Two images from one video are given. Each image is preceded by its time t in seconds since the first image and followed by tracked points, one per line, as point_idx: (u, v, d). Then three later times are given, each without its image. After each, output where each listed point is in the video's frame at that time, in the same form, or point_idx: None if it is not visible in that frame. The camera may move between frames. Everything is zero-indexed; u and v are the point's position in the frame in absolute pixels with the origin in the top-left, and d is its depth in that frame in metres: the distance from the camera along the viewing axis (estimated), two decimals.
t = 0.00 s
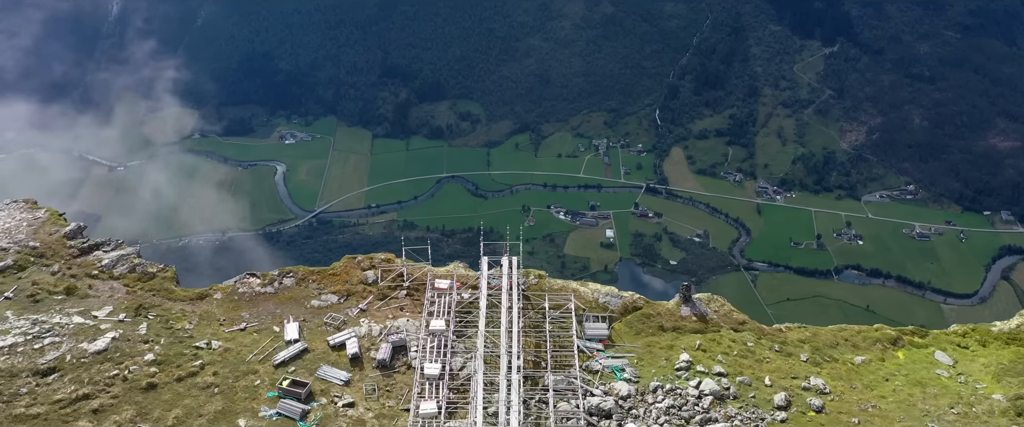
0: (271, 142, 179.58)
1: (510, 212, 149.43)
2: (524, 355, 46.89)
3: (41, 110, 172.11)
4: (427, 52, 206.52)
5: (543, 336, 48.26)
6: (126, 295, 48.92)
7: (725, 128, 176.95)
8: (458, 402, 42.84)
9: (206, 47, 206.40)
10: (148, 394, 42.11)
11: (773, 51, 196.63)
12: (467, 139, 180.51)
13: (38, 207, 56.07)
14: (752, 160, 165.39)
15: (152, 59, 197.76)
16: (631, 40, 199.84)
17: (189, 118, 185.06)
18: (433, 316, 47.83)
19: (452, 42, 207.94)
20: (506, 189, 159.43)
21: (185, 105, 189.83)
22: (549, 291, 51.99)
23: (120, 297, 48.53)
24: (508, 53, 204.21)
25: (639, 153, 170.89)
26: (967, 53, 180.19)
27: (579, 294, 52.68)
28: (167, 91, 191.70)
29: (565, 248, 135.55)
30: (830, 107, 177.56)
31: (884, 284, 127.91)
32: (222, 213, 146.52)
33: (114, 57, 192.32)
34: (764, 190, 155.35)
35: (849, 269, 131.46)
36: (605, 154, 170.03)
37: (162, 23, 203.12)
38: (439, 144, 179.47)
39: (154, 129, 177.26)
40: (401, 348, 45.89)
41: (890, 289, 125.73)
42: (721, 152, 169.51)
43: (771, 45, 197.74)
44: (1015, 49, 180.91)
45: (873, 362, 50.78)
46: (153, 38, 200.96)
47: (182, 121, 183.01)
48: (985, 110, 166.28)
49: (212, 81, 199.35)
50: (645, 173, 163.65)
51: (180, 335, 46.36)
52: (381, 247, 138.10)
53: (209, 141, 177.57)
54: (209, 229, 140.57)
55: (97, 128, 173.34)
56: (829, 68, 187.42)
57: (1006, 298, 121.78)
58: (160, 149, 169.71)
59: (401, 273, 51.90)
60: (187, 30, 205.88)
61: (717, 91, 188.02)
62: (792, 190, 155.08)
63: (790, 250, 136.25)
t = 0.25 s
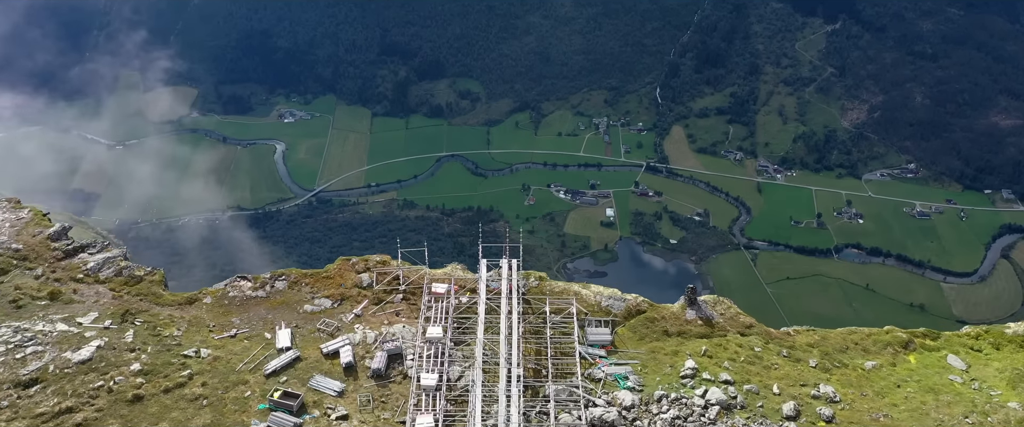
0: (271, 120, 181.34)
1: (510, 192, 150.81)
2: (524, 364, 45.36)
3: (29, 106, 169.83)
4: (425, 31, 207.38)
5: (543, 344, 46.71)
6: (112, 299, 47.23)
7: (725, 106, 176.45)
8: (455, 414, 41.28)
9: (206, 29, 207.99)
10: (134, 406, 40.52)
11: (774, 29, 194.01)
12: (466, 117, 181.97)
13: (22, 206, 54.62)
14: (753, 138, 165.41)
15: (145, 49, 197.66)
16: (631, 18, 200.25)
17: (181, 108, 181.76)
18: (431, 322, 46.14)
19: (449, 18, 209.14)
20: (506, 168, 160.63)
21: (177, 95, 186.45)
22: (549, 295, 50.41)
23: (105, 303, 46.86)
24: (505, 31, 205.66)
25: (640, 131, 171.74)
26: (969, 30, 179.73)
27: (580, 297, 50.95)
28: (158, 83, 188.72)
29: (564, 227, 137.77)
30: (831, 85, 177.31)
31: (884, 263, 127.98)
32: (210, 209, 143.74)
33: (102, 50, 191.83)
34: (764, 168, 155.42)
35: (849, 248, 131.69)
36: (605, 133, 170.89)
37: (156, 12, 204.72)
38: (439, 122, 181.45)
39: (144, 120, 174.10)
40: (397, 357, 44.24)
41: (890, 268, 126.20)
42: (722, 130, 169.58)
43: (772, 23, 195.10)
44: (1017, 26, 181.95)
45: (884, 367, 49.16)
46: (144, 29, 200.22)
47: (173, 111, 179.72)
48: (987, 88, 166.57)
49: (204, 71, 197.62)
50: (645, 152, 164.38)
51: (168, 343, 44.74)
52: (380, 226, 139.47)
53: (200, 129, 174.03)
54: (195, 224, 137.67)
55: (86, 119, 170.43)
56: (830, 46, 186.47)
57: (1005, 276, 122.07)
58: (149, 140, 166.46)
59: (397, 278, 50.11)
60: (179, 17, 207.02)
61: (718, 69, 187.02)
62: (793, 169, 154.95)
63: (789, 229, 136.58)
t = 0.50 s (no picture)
0: (269, 97, 182.82)
1: (511, 170, 153.19)
2: (524, 375, 43.88)
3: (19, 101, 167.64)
4: (425, 8, 207.13)
5: (544, 354, 45.18)
6: (97, 306, 45.57)
7: (726, 84, 179.08)
8: None
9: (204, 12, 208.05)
10: (118, 422, 38.83)
11: (775, 7, 194.37)
12: (466, 96, 184.64)
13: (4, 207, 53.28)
14: (754, 117, 167.16)
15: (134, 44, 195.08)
16: None
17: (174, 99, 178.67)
18: (428, 331, 44.51)
19: None
20: (506, 146, 162.89)
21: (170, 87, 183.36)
22: (550, 300, 48.91)
23: (90, 309, 45.20)
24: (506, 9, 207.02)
25: (640, 110, 174.29)
26: (969, 6, 176.56)
27: (583, 301, 49.43)
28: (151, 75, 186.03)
29: (565, 206, 139.61)
30: (833, 63, 177.13)
31: (884, 242, 129.13)
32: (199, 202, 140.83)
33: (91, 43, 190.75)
34: (765, 148, 156.74)
35: (849, 227, 132.79)
36: (605, 111, 173.60)
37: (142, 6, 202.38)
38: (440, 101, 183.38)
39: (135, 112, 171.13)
40: (393, 367, 42.67)
41: (890, 247, 127.36)
42: (723, 109, 171.76)
43: None
44: None
45: (895, 375, 47.62)
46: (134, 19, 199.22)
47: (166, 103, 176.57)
48: (989, 66, 164.96)
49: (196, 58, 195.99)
50: (645, 130, 166.80)
51: (154, 353, 43.09)
52: (380, 205, 141.53)
53: (192, 117, 170.54)
54: (184, 216, 134.84)
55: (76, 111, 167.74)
56: (832, 23, 184.97)
57: (1005, 256, 123.17)
58: (140, 129, 163.37)
59: (394, 282, 48.44)
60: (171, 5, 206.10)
61: (719, 48, 189.36)
62: (794, 148, 156.16)
63: (790, 208, 137.63)
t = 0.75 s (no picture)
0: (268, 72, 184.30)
1: (510, 144, 154.30)
2: (525, 383, 42.45)
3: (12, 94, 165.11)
4: None
5: (546, 360, 43.73)
6: (82, 311, 44.07)
7: (728, 57, 177.66)
8: None
9: None
10: None
11: None
12: (465, 69, 184.63)
13: None
14: (755, 90, 166.99)
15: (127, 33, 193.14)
16: None
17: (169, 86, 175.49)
18: (425, 337, 42.97)
19: None
20: (506, 120, 164.33)
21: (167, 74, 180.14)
22: (551, 303, 47.49)
23: (76, 315, 43.70)
24: None
25: (641, 83, 174.50)
26: None
27: (584, 303, 48.00)
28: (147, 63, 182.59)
29: (564, 181, 141.13)
30: (835, 36, 175.82)
31: (885, 216, 129.35)
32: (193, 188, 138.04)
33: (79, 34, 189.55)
34: (766, 121, 157.69)
35: (850, 200, 133.11)
36: (605, 84, 174.21)
37: None
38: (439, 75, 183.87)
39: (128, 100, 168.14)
40: (389, 375, 41.23)
41: (890, 220, 127.72)
42: (724, 81, 171.62)
43: None
44: None
45: (907, 379, 46.15)
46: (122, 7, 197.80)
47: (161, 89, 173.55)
48: (993, 39, 163.73)
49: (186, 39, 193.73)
50: (645, 103, 167.54)
51: (141, 361, 41.60)
52: (379, 180, 143.32)
53: (192, 91, 173.44)
54: (175, 202, 132.06)
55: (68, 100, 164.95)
56: None
57: (1005, 228, 124.35)
58: (133, 115, 161.22)
59: (390, 285, 46.91)
60: None
61: (721, 21, 186.42)
62: (795, 121, 157.08)
63: (790, 181, 138.39)
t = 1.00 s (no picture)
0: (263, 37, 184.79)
1: (510, 113, 158.81)
2: (525, 386, 41.18)
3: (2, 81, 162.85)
4: None
5: (547, 361, 42.40)
6: (66, 313, 42.54)
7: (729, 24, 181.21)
8: None
9: None
10: None
11: None
12: (465, 37, 185.02)
13: None
14: (757, 58, 171.73)
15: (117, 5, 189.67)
16: None
17: (164, 71, 171.30)
18: (422, 340, 41.45)
19: None
20: (506, 88, 167.89)
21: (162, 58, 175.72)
22: (552, 302, 46.13)
23: (59, 316, 42.18)
24: None
25: (642, 51, 177.88)
26: None
27: (587, 301, 46.59)
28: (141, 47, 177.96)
29: (565, 149, 145.77)
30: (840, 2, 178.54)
31: (885, 185, 134.36)
32: (188, 176, 135.67)
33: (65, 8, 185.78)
34: (767, 89, 162.60)
35: (850, 170, 137.98)
36: (605, 53, 177.24)
37: None
38: (439, 41, 184.79)
39: (121, 88, 164.08)
40: (384, 381, 39.83)
41: (890, 189, 132.48)
42: (725, 50, 176.12)
43: None
44: None
45: (919, 379, 44.80)
46: None
47: (156, 75, 169.43)
48: (995, 5, 165.52)
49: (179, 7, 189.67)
50: (646, 72, 171.23)
51: (128, 366, 40.12)
52: (380, 148, 148.28)
53: (189, 57, 175.51)
54: (159, 183, 130.07)
55: (59, 86, 162.14)
56: None
57: (1006, 197, 128.65)
58: (123, 101, 159.08)
59: (385, 284, 45.39)
60: None
61: None
62: (796, 89, 162.28)
63: (790, 151, 143.16)
